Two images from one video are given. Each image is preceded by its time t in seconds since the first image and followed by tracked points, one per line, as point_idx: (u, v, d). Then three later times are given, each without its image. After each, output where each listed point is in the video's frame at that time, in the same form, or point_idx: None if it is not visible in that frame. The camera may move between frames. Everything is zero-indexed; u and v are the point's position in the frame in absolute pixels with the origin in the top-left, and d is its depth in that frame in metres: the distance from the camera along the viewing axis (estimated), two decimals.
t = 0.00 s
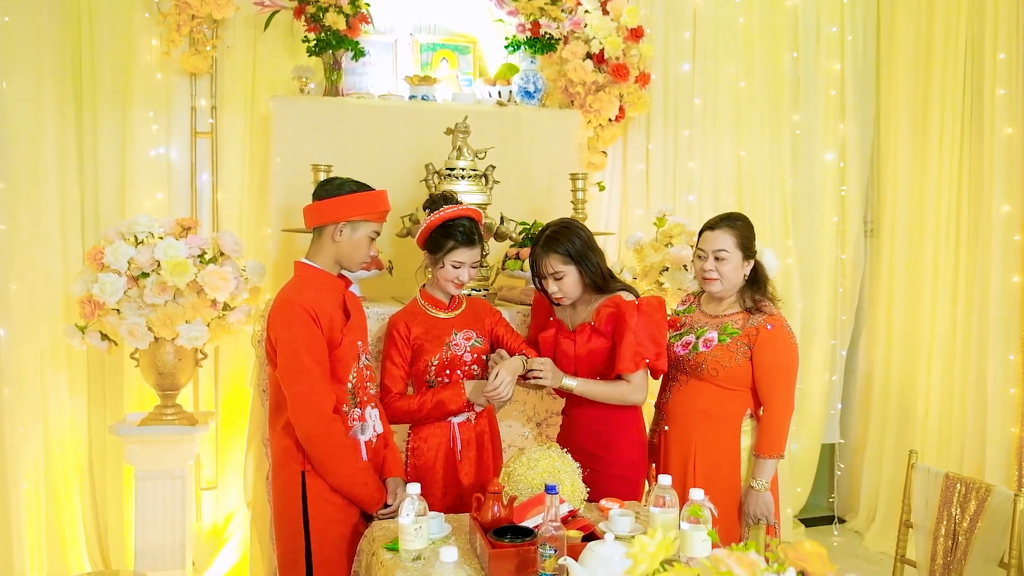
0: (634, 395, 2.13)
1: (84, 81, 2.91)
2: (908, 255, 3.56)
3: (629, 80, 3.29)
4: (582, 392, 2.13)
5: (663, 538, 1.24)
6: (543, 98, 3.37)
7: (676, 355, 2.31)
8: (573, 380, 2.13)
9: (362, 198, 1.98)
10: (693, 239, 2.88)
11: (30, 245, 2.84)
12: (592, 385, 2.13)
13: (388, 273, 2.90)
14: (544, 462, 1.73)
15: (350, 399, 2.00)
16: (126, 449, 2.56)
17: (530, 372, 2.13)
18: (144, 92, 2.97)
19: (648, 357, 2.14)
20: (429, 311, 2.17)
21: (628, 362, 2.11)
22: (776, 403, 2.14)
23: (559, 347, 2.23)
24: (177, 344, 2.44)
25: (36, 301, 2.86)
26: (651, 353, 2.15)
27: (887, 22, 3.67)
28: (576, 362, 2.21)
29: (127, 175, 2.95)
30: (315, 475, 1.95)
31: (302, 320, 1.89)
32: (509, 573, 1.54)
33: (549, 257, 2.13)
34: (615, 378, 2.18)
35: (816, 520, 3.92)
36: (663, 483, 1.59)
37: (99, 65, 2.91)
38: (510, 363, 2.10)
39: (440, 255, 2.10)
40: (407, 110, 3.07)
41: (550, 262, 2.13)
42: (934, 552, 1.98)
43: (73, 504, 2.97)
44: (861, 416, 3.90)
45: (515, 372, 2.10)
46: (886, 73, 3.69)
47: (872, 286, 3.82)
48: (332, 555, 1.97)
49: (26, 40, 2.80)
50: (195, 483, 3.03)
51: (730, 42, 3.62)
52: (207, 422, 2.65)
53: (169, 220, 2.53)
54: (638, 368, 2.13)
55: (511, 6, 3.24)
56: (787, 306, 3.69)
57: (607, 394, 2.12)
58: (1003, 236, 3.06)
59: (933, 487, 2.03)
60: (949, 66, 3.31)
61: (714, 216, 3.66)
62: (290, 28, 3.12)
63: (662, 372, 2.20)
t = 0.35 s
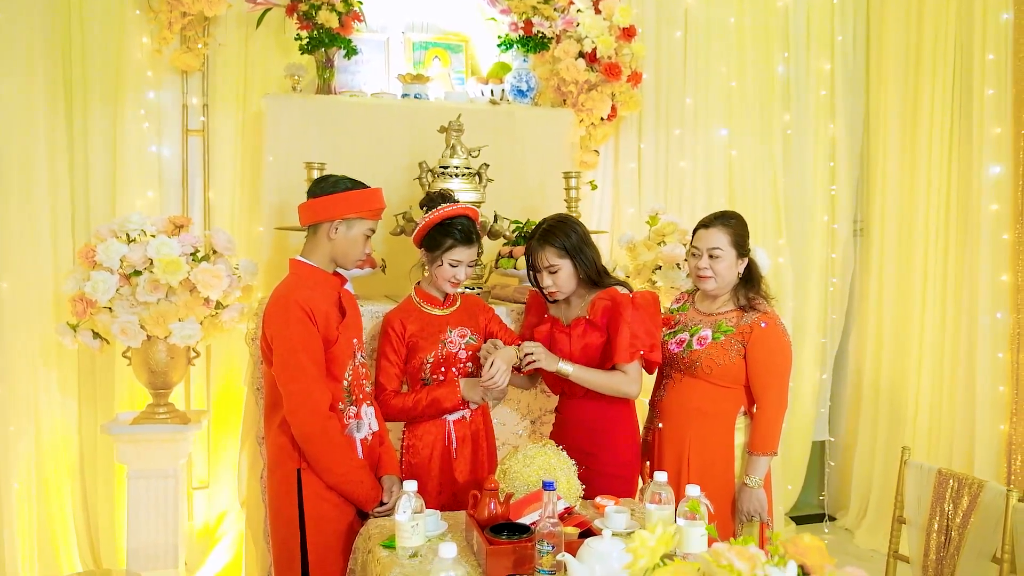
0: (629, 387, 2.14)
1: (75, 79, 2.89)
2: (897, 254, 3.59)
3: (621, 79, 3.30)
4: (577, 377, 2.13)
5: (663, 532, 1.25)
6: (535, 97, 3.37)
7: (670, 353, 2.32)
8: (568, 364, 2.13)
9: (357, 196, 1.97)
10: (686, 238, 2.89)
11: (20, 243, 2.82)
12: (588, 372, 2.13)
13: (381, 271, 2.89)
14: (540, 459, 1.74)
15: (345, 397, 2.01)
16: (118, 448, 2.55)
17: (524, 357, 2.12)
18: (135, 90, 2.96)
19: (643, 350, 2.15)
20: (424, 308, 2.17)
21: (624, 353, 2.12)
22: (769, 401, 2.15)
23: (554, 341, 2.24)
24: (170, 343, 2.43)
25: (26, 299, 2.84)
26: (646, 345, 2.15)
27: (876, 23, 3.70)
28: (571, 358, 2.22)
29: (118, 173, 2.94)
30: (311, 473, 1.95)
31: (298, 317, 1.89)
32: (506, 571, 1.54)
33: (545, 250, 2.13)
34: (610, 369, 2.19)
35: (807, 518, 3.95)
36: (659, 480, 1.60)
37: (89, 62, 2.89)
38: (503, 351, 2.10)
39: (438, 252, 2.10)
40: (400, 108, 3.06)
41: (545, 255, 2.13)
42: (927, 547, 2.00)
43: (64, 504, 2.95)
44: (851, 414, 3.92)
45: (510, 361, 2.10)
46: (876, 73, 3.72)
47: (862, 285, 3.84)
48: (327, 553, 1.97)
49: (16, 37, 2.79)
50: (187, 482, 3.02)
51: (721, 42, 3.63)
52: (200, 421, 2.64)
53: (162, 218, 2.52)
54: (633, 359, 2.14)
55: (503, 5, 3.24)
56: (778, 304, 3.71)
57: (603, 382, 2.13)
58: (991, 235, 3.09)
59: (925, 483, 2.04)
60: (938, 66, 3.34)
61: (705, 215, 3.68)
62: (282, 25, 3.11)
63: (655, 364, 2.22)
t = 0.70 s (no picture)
0: (626, 384, 2.14)
1: (67, 77, 2.87)
2: (891, 253, 3.60)
3: (616, 78, 3.30)
4: (575, 373, 2.12)
5: (663, 529, 1.26)
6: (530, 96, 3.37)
7: (666, 351, 2.33)
8: (566, 360, 2.13)
9: (354, 194, 1.97)
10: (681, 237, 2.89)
11: (12, 242, 2.81)
12: (586, 368, 2.13)
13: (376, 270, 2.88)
14: (537, 457, 1.74)
15: (343, 396, 2.00)
16: (112, 448, 2.53)
17: (521, 357, 2.13)
18: (128, 88, 2.94)
19: (638, 345, 2.17)
20: (422, 306, 2.17)
21: (620, 350, 2.13)
22: (766, 399, 2.15)
23: (550, 338, 2.24)
24: (165, 342, 2.42)
25: (18, 298, 2.82)
26: (642, 341, 2.17)
27: (869, 23, 3.72)
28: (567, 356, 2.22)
29: (111, 171, 2.92)
30: (308, 473, 1.94)
31: (296, 316, 1.88)
32: (504, 569, 1.53)
33: (541, 246, 2.13)
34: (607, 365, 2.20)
35: (801, 516, 3.96)
36: (657, 478, 1.60)
37: (83, 60, 2.87)
38: (503, 351, 2.09)
39: (436, 251, 2.10)
40: (395, 107, 3.05)
41: (542, 251, 2.13)
42: (923, 544, 2.01)
43: (56, 505, 2.93)
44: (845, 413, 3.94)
45: (508, 361, 2.09)
46: (869, 73, 3.73)
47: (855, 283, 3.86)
48: (324, 552, 1.96)
49: (9, 34, 2.77)
50: (180, 483, 3.00)
51: (716, 42, 3.64)
52: (194, 421, 2.63)
53: (156, 216, 2.50)
54: (629, 356, 2.15)
55: (499, 4, 3.24)
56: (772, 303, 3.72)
57: (602, 378, 2.12)
58: (984, 235, 3.11)
59: (922, 480, 2.05)
60: (931, 66, 3.36)
61: (699, 215, 3.69)
62: (277, 24, 3.09)
63: (651, 360, 2.23)
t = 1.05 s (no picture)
0: (621, 382, 2.16)
1: (59, 76, 2.86)
2: (883, 252, 3.62)
3: (609, 78, 3.31)
4: (570, 373, 2.14)
5: (659, 527, 1.26)
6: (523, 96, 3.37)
7: (659, 351, 2.34)
8: (562, 360, 2.14)
9: (348, 194, 1.98)
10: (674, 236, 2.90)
11: (3, 241, 2.79)
12: (582, 367, 2.14)
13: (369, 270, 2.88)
14: (532, 456, 1.73)
15: (337, 396, 2.00)
16: (105, 448, 2.52)
17: (517, 359, 2.13)
18: (121, 87, 2.93)
19: (633, 344, 2.17)
20: (416, 301, 2.22)
21: (615, 349, 2.14)
22: (759, 398, 2.17)
23: (545, 338, 2.24)
24: (157, 341, 2.42)
25: (11, 298, 2.81)
26: (637, 339, 2.17)
27: (861, 23, 3.74)
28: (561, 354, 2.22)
29: (103, 170, 2.91)
30: (303, 472, 1.94)
31: (290, 316, 1.88)
32: (499, 568, 1.55)
33: (531, 250, 2.13)
34: (602, 365, 2.21)
35: (793, 515, 3.98)
36: (651, 477, 1.61)
37: (74, 59, 2.86)
38: (499, 356, 2.10)
39: (431, 251, 2.12)
40: (389, 106, 3.05)
41: (532, 254, 2.13)
42: (915, 542, 2.02)
43: (48, 506, 2.92)
44: (837, 412, 3.96)
45: (505, 365, 2.10)
46: (861, 73, 3.75)
47: (847, 283, 3.88)
48: (318, 552, 1.96)
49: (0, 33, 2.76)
50: (173, 483, 3.00)
51: (709, 42, 3.66)
52: (188, 421, 2.62)
53: (149, 216, 2.50)
54: (624, 355, 2.16)
55: (492, 4, 3.25)
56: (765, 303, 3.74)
57: (597, 378, 2.14)
58: (976, 234, 3.13)
59: (914, 479, 2.07)
60: (923, 67, 3.38)
61: (692, 215, 3.70)
62: (270, 23, 3.08)
63: (646, 358, 2.23)
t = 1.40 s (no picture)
0: (616, 382, 2.16)
1: (52, 75, 2.86)
2: (876, 252, 3.64)
3: (603, 78, 3.32)
4: (566, 374, 2.14)
5: (652, 526, 1.26)
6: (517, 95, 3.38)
7: (652, 350, 2.35)
8: (557, 361, 2.15)
9: (343, 194, 1.98)
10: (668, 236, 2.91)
11: None
12: (576, 368, 2.15)
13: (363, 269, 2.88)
14: (525, 456, 1.75)
15: (332, 395, 2.01)
16: (98, 448, 2.52)
17: (512, 360, 2.14)
18: (114, 87, 2.93)
19: (627, 344, 2.18)
20: (412, 299, 2.24)
21: (609, 349, 2.14)
22: (752, 398, 2.18)
23: (538, 338, 2.25)
24: (151, 342, 2.41)
25: (3, 298, 2.80)
26: (630, 339, 2.18)
27: (854, 23, 3.76)
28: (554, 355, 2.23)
29: (96, 170, 2.90)
30: (297, 471, 1.94)
31: (285, 315, 1.88)
32: (493, 567, 1.54)
33: (523, 252, 2.14)
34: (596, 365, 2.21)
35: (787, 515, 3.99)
36: (644, 476, 1.62)
37: (68, 59, 2.85)
38: (493, 358, 2.12)
39: (431, 251, 2.15)
40: (383, 106, 3.06)
41: (524, 257, 2.13)
42: (908, 541, 2.04)
43: (41, 506, 2.91)
44: (830, 411, 3.98)
45: (500, 369, 2.12)
46: (854, 73, 3.77)
47: (840, 283, 3.90)
48: (312, 551, 1.96)
49: None
50: (166, 483, 2.99)
51: (702, 42, 3.67)
52: (182, 421, 2.62)
53: (143, 216, 2.50)
54: (618, 355, 2.16)
55: (486, 4, 3.26)
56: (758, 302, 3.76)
57: (592, 378, 2.15)
58: (968, 234, 3.14)
59: (907, 478, 2.08)
60: (915, 67, 3.40)
61: (686, 215, 3.71)
62: (263, 23, 3.08)
63: (640, 359, 2.25)
